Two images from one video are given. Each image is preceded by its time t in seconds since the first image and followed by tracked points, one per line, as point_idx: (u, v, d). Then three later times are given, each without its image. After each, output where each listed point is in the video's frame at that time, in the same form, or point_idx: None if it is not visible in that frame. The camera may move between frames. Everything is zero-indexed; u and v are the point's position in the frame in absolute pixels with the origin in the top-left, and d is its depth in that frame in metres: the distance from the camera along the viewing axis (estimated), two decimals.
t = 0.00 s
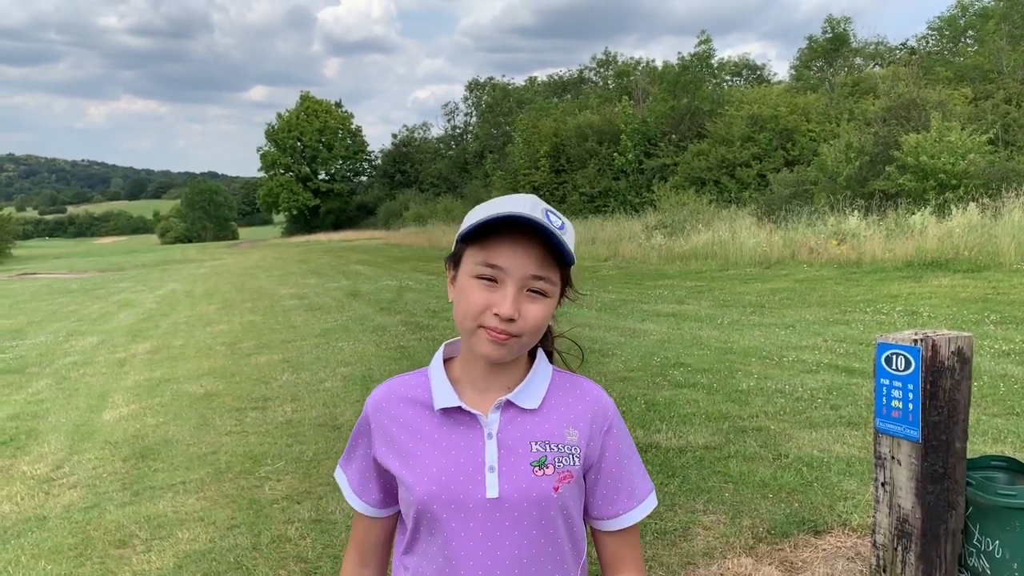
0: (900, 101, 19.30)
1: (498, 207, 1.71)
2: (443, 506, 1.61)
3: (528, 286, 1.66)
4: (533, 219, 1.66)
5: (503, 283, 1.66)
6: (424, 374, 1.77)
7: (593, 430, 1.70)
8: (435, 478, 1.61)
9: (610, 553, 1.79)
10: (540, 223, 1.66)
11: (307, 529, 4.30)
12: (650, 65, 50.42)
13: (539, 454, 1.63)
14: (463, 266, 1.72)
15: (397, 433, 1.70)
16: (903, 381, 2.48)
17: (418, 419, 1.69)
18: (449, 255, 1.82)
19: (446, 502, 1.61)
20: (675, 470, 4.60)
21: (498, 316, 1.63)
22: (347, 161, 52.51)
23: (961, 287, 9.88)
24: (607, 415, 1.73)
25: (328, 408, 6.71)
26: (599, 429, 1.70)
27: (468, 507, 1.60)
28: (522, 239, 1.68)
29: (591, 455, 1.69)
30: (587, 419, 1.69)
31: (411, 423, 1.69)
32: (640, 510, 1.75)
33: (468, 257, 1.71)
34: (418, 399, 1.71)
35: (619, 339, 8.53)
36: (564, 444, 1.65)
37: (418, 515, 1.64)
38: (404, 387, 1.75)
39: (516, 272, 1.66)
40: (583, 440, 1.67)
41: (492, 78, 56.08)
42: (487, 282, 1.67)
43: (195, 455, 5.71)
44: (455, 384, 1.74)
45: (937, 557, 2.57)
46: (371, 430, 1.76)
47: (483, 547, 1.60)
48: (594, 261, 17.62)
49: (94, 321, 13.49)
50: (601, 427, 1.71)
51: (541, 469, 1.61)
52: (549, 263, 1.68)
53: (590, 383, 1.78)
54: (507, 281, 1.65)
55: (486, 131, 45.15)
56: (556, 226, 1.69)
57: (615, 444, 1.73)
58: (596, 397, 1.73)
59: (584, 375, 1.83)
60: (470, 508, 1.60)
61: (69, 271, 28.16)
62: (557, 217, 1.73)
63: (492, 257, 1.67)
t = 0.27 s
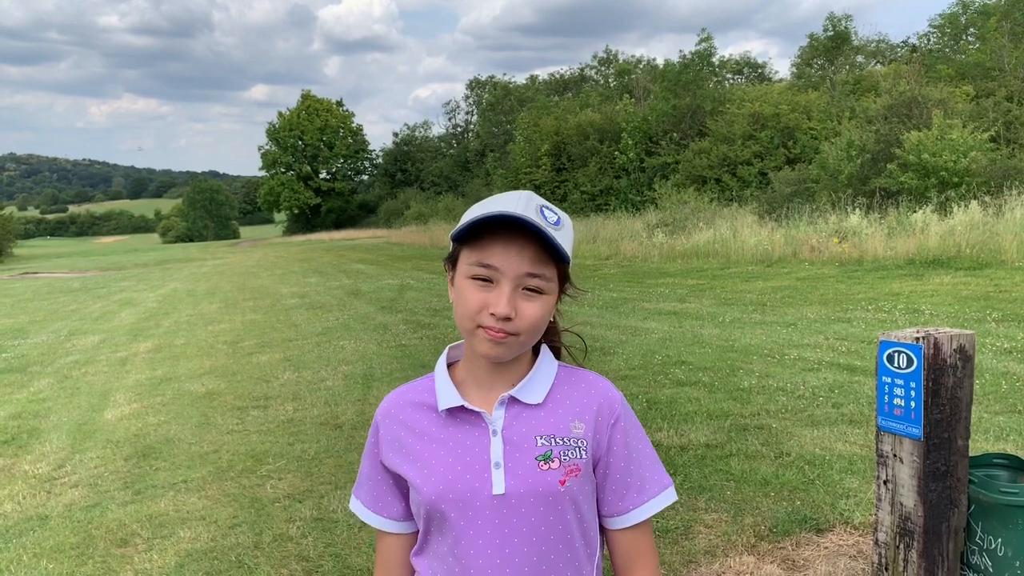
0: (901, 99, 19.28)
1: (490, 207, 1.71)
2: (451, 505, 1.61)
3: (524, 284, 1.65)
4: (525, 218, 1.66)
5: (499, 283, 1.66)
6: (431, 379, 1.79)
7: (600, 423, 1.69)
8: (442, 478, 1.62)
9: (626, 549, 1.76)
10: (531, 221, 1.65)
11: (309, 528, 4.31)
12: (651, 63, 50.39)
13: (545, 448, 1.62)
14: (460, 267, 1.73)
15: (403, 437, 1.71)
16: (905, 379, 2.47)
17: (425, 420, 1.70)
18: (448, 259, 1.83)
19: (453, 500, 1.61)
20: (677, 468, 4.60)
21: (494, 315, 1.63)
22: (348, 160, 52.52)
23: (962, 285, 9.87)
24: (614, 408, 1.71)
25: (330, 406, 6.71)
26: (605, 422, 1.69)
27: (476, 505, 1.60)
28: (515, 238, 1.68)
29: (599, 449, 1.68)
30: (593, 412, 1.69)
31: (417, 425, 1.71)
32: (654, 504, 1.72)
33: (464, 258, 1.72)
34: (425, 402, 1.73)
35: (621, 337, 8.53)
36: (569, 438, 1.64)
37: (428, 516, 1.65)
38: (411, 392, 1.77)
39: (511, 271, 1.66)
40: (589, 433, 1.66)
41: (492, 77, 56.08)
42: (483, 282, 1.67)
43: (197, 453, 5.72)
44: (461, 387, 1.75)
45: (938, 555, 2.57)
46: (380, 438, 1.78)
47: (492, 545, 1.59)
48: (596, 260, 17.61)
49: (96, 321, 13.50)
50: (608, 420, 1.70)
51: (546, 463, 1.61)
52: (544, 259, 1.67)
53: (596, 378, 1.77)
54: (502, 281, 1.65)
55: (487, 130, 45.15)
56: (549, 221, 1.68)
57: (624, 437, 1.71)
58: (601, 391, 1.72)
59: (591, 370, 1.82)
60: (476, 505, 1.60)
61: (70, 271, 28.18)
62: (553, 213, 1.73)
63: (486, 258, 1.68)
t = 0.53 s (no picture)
0: (900, 98, 19.29)
1: (476, 213, 1.71)
2: (439, 504, 1.62)
3: (509, 289, 1.65)
4: (509, 223, 1.65)
5: (485, 289, 1.66)
6: (428, 378, 1.79)
7: (591, 428, 1.68)
8: (432, 476, 1.63)
9: (614, 558, 1.74)
10: (514, 226, 1.64)
11: (309, 527, 4.30)
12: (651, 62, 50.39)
13: (534, 451, 1.62)
14: (449, 273, 1.74)
15: (396, 434, 1.73)
16: (905, 377, 2.47)
17: (417, 419, 1.71)
18: (439, 263, 1.84)
19: (441, 499, 1.61)
20: (677, 467, 4.60)
21: (480, 321, 1.63)
22: (347, 159, 52.50)
23: (962, 284, 9.88)
24: (606, 413, 1.70)
25: (330, 406, 6.71)
26: (598, 428, 1.68)
27: (464, 505, 1.60)
28: (501, 243, 1.67)
29: (590, 454, 1.67)
30: (584, 416, 1.68)
31: (410, 423, 1.71)
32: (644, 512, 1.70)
33: (453, 264, 1.72)
34: (420, 400, 1.74)
35: (621, 336, 8.53)
36: (560, 442, 1.63)
37: (417, 514, 1.66)
38: (407, 390, 1.78)
39: (497, 276, 1.66)
40: (579, 438, 1.66)
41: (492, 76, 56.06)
42: (470, 288, 1.68)
43: (197, 453, 5.72)
44: (455, 386, 1.76)
45: (938, 554, 2.57)
46: (373, 435, 1.79)
47: (478, 545, 1.59)
48: (595, 258, 17.61)
49: (95, 320, 13.48)
50: (600, 426, 1.69)
51: (535, 467, 1.60)
52: (529, 264, 1.66)
53: (591, 383, 1.76)
54: (488, 287, 1.66)
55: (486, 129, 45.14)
56: (534, 225, 1.67)
57: (615, 443, 1.69)
58: (594, 395, 1.72)
59: (587, 375, 1.81)
60: (464, 505, 1.60)
61: (70, 270, 28.15)
62: (539, 216, 1.72)
63: (473, 264, 1.68)
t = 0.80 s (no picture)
0: (900, 97, 19.28)
1: (477, 215, 1.71)
2: (439, 505, 1.62)
3: (511, 291, 1.66)
4: (510, 225, 1.65)
5: (486, 291, 1.66)
6: (429, 375, 1.79)
7: (593, 434, 1.69)
8: (432, 476, 1.62)
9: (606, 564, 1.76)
10: (513, 230, 1.64)
11: (309, 527, 4.30)
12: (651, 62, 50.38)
13: (537, 455, 1.63)
14: (451, 276, 1.74)
15: (395, 433, 1.72)
16: (904, 376, 2.47)
17: (419, 419, 1.70)
18: (441, 265, 1.84)
19: (441, 501, 1.61)
20: (677, 466, 4.60)
21: (481, 324, 1.63)
22: (347, 159, 52.48)
23: (962, 283, 9.88)
24: (606, 420, 1.71)
25: (330, 405, 6.72)
26: (599, 434, 1.69)
27: (464, 506, 1.60)
28: (502, 246, 1.68)
29: (591, 459, 1.68)
30: (587, 421, 1.69)
31: (411, 421, 1.71)
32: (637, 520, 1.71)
33: (454, 266, 1.73)
34: (420, 397, 1.74)
35: (621, 335, 8.54)
36: (562, 446, 1.64)
37: (415, 513, 1.65)
38: (407, 388, 1.78)
39: (498, 279, 1.66)
40: (582, 443, 1.67)
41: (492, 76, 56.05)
42: (471, 290, 1.68)
43: (198, 453, 5.72)
44: (456, 386, 1.75)
45: (938, 553, 2.58)
46: (371, 432, 1.78)
47: (477, 547, 1.60)
48: (596, 258, 17.62)
49: (96, 320, 13.48)
50: (600, 431, 1.70)
51: (537, 471, 1.61)
52: (530, 266, 1.66)
53: (592, 388, 1.77)
54: (490, 289, 1.66)
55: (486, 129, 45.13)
56: (535, 227, 1.68)
57: (615, 449, 1.71)
58: (596, 401, 1.73)
59: (587, 380, 1.82)
60: (465, 506, 1.60)
61: (70, 270, 28.14)
62: (542, 218, 1.72)
63: (474, 266, 1.68)
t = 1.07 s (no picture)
0: (900, 95, 19.27)
1: (483, 216, 1.71)
2: (451, 508, 1.63)
3: (518, 293, 1.66)
4: (515, 226, 1.65)
5: (492, 293, 1.67)
6: (439, 375, 1.79)
7: (604, 436, 1.69)
8: (443, 479, 1.64)
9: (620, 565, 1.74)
10: (517, 232, 1.64)
11: (310, 526, 4.31)
12: (651, 61, 50.35)
13: (548, 459, 1.63)
14: (458, 276, 1.75)
15: (406, 435, 1.73)
16: (905, 374, 2.47)
17: (429, 421, 1.71)
18: (449, 265, 1.85)
19: (452, 504, 1.62)
20: (678, 465, 4.60)
21: (488, 327, 1.64)
22: (348, 158, 52.48)
23: (963, 281, 9.87)
24: (617, 420, 1.71)
25: (331, 404, 6.72)
26: (611, 436, 1.69)
27: (475, 510, 1.61)
28: (506, 247, 1.67)
29: (603, 461, 1.68)
30: (597, 424, 1.69)
31: (422, 424, 1.72)
32: (651, 523, 1.69)
33: (461, 266, 1.74)
34: (430, 398, 1.74)
35: (622, 334, 8.54)
36: (573, 449, 1.65)
37: (426, 515, 1.66)
38: (417, 389, 1.78)
39: (503, 280, 1.66)
40: (593, 446, 1.67)
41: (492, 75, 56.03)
42: (478, 292, 1.69)
43: (199, 452, 5.73)
44: (466, 386, 1.75)
45: (939, 550, 2.58)
46: (380, 432, 1.79)
47: (488, 551, 1.61)
48: (596, 257, 17.62)
49: (97, 320, 13.49)
50: (612, 432, 1.70)
51: (549, 475, 1.62)
52: (536, 266, 1.66)
53: (604, 388, 1.76)
54: (495, 291, 1.66)
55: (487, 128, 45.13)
56: (542, 227, 1.68)
57: (627, 452, 1.70)
58: (608, 403, 1.72)
59: (600, 380, 1.82)
60: (477, 510, 1.61)
61: (71, 270, 28.16)
62: (549, 217, 1.72)
63: (480, 268, 1.69)
